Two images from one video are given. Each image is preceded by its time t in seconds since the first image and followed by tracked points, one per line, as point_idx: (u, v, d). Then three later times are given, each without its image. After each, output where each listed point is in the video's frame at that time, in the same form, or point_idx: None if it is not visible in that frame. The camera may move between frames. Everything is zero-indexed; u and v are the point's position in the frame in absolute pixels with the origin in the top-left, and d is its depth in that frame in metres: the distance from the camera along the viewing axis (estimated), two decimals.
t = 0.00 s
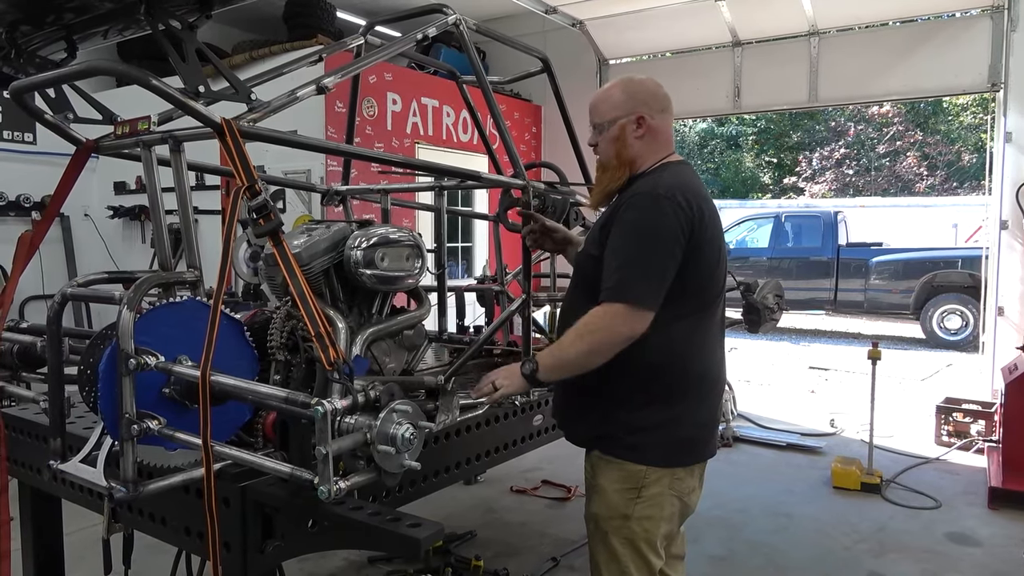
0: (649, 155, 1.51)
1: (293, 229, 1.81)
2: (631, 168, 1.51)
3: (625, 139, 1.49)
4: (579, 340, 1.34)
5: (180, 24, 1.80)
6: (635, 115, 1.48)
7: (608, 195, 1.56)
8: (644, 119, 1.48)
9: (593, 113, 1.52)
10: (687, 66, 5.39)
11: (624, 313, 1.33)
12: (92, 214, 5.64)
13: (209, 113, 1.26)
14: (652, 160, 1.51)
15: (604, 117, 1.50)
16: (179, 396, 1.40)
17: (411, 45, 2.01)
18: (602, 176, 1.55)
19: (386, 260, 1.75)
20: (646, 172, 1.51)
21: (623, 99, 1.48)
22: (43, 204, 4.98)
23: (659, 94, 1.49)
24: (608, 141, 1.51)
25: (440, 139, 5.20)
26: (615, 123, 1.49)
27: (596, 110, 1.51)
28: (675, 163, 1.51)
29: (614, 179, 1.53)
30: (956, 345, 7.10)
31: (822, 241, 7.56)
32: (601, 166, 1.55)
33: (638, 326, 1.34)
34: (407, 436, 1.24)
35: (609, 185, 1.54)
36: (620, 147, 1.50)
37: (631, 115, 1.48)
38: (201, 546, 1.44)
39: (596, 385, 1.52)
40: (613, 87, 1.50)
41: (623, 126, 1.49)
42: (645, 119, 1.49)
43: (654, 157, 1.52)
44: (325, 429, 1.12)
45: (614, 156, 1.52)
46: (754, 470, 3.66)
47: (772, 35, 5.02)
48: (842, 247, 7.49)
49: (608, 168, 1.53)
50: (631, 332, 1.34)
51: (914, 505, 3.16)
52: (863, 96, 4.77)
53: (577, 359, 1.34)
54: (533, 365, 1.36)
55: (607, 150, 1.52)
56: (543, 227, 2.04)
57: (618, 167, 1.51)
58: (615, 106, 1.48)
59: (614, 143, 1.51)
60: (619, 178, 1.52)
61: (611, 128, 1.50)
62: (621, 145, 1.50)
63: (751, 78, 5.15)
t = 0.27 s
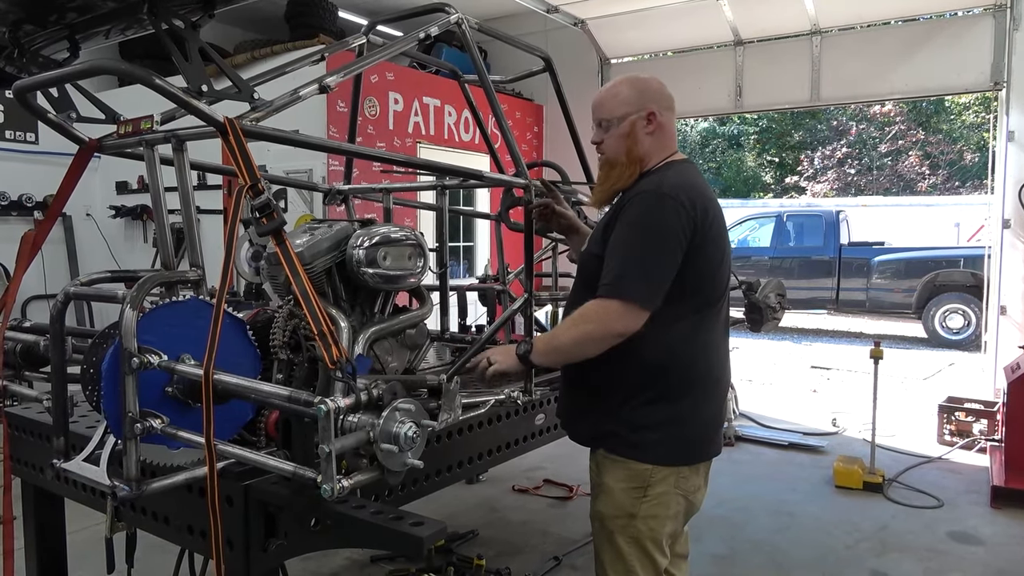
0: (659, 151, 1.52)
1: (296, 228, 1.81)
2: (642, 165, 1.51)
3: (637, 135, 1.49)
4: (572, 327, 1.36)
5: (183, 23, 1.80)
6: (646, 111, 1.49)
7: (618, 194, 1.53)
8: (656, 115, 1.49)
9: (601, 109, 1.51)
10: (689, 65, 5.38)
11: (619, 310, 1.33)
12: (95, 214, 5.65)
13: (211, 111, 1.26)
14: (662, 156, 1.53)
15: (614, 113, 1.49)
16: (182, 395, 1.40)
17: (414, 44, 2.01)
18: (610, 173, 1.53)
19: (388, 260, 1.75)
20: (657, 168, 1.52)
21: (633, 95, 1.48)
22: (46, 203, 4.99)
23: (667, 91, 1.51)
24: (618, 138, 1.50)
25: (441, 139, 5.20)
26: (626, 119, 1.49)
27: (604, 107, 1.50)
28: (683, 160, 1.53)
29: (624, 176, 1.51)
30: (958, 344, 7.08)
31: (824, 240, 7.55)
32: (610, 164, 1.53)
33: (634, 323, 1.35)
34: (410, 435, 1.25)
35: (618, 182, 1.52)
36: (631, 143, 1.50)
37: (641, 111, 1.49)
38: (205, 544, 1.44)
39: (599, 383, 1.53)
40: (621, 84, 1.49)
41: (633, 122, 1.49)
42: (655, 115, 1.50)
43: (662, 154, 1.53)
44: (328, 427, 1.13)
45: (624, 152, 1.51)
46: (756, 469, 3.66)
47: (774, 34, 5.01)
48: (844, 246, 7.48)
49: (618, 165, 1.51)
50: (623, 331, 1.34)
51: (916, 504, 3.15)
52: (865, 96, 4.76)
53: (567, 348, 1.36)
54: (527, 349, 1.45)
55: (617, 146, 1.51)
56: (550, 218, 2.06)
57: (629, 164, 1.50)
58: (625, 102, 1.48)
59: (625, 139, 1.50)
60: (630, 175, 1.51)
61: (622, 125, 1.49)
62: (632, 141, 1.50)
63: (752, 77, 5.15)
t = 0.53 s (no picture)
0: (661, 150, 1.53)
1: (297, 228, 1.80)
2: (646, 164, 1.51)
3: (639, 134, 1.49)
4: (560, 331, 1.38)
5: (185, 24, 1.80)
6: (647, 111, 1.49)
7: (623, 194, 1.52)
8: (657, 114, 1.49)
9: (601, 109, 1.51)
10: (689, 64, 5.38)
11: (610, 307, 1.34)
12: (96, 215, 5.65)
13: (211, 111, 1.25)
14: (663, 156, 1.53)
15: (615, 113, 1.49)
16: (184, 395, 1.40)
17: (414, 44, 2.01)
18: (613, 173, 1.52)
19: (389, 259, 1.75)
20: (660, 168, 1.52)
21: (634, 94, 1.48)
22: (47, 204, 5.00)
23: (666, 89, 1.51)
24: (621, 137, 1.50)
25: (442, 139, 5.20)
26: (628, 118, 1.48)
27: (605, 106, 1.50)
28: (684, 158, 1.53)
29: (628, 176, 1.51)
30: (960, 343, 7.12)
31: (825, 238, 7.53)
32: (613, 163, 1.52)
33: (629, 319, 1.36)
34: (413, 434, 1.25)
35: (623, 182, 1.51)
36: (635, 142, 1.49)
37: (643, 111, 1.49)
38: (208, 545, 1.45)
39: (602, 384, 1.52)
40: (620, 83, 1.49)
41: (635, 122, 1.49)
42: (656, 114, 1.50)
43: (664, 152, 1.53)
44: (331, 427, 1.13)
45: (627, 152, 1.50)
46: (758, 468, 3.66)
47: (774, 32, 5.01)
48: (846, 244, 7.47)
49: (621, 165, 1.51)
50: (613, 326, 1.35)
51: (918, 503, 3.15)
52: (866, 94, 4.76)
53: (559, 350, 1.37)
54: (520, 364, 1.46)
55: (620, 145, 1.50)
56: (554, 215, 2.06)
57: (633, 164, 1.50)
58: (627, 102, 1.48)
59: (628, 138, 1.50)
60: (634, 174, 1.50)
61: (624, 124, 1.49)
62: (635, 141, 1.49)
63: (753, 76, 5.15)
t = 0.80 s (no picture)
0: (670, 150, 1.54)
1: (298, 228, 1.80)
2: (657, 160, 1.51)
3: (656, 130, 1.50)
4: (558, 325, 1.38)
5: (186, 24, 1.79)
6: (666, 109, 1.50)
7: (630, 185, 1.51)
8: (674, 114, 1.51)
9: (622, 97, 1.49)
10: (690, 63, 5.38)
11: (607, 300, 1.34)
12: (97, 214, 5.66)
13: (214, 112, 1.25)
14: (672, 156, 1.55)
15: (638, 103, 1.48)
16: (186, 394, 1.40)
17: (416, 43, 2.01)
18: (622, 165, 1.51)
19: (391, 259, 1.75)
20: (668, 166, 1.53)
21: (656, 90, 1.49)
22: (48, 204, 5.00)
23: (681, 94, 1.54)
24: (638, 128, 1.49)
25: (443, 138, 5.20)
26: (648, 112, 1.49)
27: (627, 95, 1.49)
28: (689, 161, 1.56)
29: (638, 168, 1.50)
30: (962, 342, 7.12)
31: (827, 237, 7.52)
32: (624, 154, 1.51)
33: (628, 315, 1.36)
34: (414, 434, 1.25)
35: (630, 174, 1.50)
36: (649, 137, 1.50)
37: (662, 108, 1.50)
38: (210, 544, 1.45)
39: (602, 383, 1.52)
40: (643, 76, 1.49)
41: (654, 117, 1.49)
42: (672, 115, 1.52)
43: (672, 152, 1.55)
44: (333, 426, 1.13)
45: (640, 144, 1.50)
46: (759, 467, 3.66)
47: (776, 31, 5.00)
48: (847, 244, 7.47)
49: (632, 157, 1.50)
50: (608, 320, 1.35)
51: (920, 502, 3.15)
52: (868, 93, 4.76)
53: (556, 343, 1.38)
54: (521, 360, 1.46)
55: (634, 136, 1.50)
56: (555, 214, 2.05)
57: (645, 157, 1.49)
58: (648, 95, 1.48)
59: (645, 131, 1.50)
60: (646, 167, 1.50)
61: (645, 117, 1.49)
62: (650, 135, 1.50)
63: (755, 75, 5.14)
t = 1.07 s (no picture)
0: (676, 150, 1.56)
1: (299, 228, 1.80)
2: (668, 158, 1.52)
3: (668, 128, 1.51)
4: (558, 320, 1.39)
5: (186, 24, 1.79)
6: (676, 109, 1.52)
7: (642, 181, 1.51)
8: (683, 115, 1.53)
9: (636, 93, 1.50)
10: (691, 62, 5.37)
11: (607, 294, 1.35)
12: (98, 215, 5.66)
13: (215, 112, 1.25)
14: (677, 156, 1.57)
15: (654, 100, 1.49)
16: (188, 394, 1.41)
17: (416, 42, 2.01)
18: (635, 161, 1.51)
19: (392, 259, 1.76)
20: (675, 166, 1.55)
21: (668, 89, 1.51)
22: (49, 205, 5.01)
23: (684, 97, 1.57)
24: (652, 125, 1.50)
25: (444, 138, 5.21)
26: (663, 110, 1.50)
27: (641, 91, 1.49)
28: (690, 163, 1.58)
29: (651, 164, 1.50)
30: (964, 340, 7.11)
31: (828, 236, 7.51)
32: (637, 150, 1.50)
33: (629, 310, 1.36)
34: (415, 433, 1.26)
35: (643, 170, 1.50)
36: (662, 135, 1.50)
37: (673, 107, 1.52)
38: (212, 544, 1.45)
39: (603, 381, 1.52)
40: (654, 74, 1.51)
41: (667, 116, 1.51)
42: (680, 115, 1.55)
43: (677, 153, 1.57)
44: (334, 426, 1.13)
45: (653, 141, 1.50)
46: (760, 466, 3.66)
47: (776, 30, 5.00)
48: (848, 242, 7.47)
49: (646, 153, 1.50)
50: (608, 313, 1.35)
51: (921, 500, 3.15)
52: (868, 91, 4.76)
53: (556, 337, 1.39)
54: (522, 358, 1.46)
55: (648, 133, 1.50)
56: (555, 213, 2.05)
57: (658, 154, 1.50)
58: (662, 92, 1.50)
59: (658, 128, 1.50)
60: (659, 164, 1.50)
61: (659, 114, 1.50)
62: (662, 133, 1.51)
63: (755, 74, 5.14)
